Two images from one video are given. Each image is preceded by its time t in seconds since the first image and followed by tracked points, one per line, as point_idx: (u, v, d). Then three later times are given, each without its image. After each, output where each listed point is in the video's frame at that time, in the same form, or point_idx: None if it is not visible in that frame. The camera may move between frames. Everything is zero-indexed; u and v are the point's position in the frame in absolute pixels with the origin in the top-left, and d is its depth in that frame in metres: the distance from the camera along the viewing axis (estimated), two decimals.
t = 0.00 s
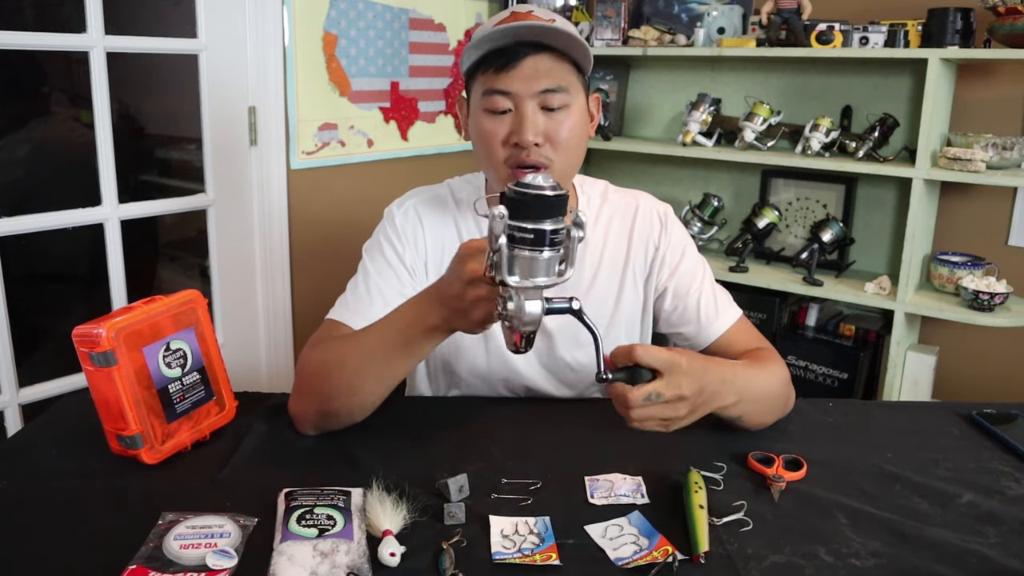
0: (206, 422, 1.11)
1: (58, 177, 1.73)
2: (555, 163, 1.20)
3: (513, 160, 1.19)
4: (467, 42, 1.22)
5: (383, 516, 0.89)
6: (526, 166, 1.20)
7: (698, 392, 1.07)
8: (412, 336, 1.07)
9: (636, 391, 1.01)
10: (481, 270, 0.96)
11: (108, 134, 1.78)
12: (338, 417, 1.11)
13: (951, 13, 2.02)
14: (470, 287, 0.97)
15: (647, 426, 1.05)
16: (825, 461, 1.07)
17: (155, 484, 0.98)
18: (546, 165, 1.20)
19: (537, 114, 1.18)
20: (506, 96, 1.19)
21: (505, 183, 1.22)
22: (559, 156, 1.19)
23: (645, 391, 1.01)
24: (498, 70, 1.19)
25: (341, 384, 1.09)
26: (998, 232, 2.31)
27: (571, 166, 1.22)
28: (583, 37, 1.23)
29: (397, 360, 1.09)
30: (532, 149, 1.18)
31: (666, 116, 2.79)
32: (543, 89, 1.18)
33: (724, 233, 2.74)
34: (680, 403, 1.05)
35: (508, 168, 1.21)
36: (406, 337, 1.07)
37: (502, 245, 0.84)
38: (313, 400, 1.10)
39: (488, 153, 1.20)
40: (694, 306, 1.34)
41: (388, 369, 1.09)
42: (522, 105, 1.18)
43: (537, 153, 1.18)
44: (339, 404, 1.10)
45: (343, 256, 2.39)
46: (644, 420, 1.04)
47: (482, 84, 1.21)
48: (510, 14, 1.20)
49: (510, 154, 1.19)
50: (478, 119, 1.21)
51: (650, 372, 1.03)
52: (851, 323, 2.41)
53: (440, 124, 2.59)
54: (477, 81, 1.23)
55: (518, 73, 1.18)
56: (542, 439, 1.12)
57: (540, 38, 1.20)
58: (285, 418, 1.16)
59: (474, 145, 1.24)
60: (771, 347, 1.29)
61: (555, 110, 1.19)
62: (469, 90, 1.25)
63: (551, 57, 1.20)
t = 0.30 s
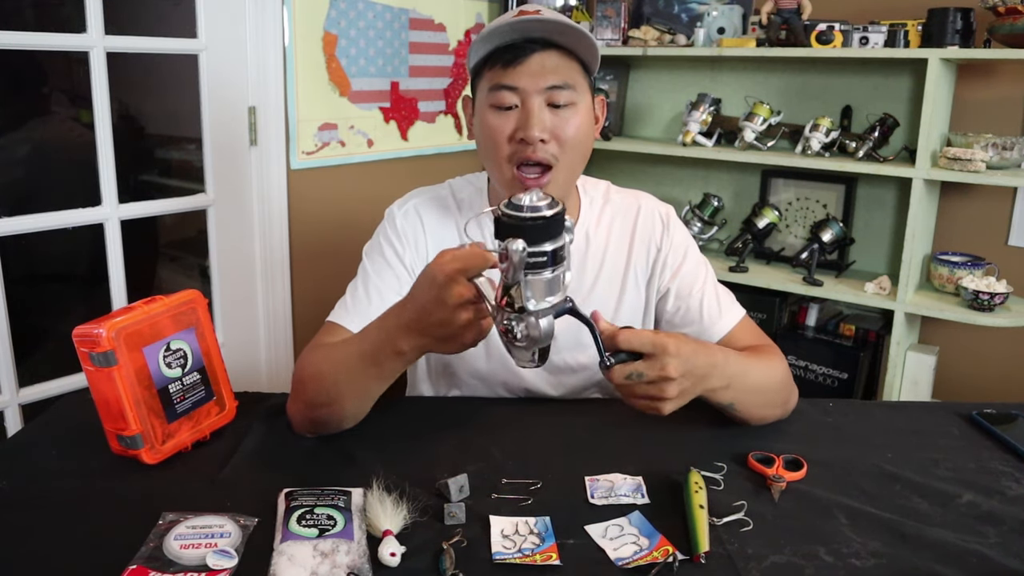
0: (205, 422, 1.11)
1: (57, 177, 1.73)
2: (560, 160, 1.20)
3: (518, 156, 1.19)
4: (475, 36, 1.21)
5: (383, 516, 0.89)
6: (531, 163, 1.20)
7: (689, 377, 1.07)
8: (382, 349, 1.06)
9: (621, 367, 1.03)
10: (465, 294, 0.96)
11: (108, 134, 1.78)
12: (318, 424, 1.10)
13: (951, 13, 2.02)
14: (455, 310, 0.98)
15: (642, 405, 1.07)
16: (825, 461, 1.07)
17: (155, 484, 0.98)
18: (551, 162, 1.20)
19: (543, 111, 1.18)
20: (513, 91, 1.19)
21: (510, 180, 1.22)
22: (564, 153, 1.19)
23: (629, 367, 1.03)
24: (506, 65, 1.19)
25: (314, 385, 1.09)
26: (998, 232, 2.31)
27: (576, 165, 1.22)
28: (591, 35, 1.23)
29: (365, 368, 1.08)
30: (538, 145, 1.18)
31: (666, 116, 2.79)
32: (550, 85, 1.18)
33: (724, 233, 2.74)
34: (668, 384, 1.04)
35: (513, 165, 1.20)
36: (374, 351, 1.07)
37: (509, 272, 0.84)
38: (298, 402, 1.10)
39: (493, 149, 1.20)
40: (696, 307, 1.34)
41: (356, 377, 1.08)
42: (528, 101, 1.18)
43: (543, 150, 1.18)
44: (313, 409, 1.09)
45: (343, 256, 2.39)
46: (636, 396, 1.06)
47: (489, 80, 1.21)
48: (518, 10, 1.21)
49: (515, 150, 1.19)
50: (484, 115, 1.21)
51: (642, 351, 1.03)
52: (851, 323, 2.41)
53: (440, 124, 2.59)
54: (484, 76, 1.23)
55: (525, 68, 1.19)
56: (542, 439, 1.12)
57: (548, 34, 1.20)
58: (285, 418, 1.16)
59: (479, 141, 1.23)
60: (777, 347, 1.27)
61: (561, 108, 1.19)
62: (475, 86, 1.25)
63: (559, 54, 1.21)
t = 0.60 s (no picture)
0: (205, 422, 1.11)
1: (57, 177, 1.73)
2: (560, 158, 1.19)
3: (518, 155, 1.18)
4: (476, 34, 1.22)
5: (383, 516, 0.89)
6: (531, 161, 1.19)
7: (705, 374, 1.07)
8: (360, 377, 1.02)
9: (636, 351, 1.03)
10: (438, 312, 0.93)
11: (108, 134, 1.78)
12: (316, 430, 1.08)
13: (951, 13, 2.02)
14: (433, 329, 0.93)
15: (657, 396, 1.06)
16: (825, 462, 1.07)
17: (155, 484, 0.98)
18: (551, 160, 1.18)
19: (543, 108, 1.18)
20: (513, 88, 1.19)
21: (510, 179, 1.21)
22: (563, 150, 1.18)
23: (644, 351, 1.03)
24: (506, 62, 1.19)
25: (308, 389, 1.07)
26: (999, 232, 2.31)
27: (576, 163, 1.21)
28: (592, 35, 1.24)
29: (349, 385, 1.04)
30: (537, 142, 1.17)
31: (666, 116, 2.79)
32: (550, 83, 1.19)
33: (724, 233, 2.74)
34: (685, 371, 1.04)
35: (512, 163, 1.19)
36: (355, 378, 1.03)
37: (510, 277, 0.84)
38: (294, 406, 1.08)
39: (494, 147, 1.20)
40: (701, 307, 1.34)
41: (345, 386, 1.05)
42: (529, 98, 1.18)
43: (542, 147, 1.17)
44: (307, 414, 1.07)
45: (343, 256, 2.39)
46: (649, 384, 1.05)
47: (490, 78, 1.21)
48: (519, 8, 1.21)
49: (515, 147, 1.18)
50: (485, 113, 1.21)
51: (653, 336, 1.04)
52: (851, 323, 2.41)
53: (440, 124, 2.59)
54: (485, 74, 1.23)
55: (526, 65, 1.19)
56: (542, 439, 1.12)
57: (548, 33, 1.21)
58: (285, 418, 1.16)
59: (479, 141, 1.23)
60: (784, 346, 1.28)
61: (561, 105, 1.19)
62: (477, 85, 1.26)
63: (559, 52, 1.21)
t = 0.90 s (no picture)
0: (205, 422, 1.11)
1: (57, 177, 1.73)
2: (561, 160, 1.19)
3: (518, 156, 1.18)
4: (478, 34, 1.22)
5: (383, 516, 0.89)
6: (532, 162, 1.19)
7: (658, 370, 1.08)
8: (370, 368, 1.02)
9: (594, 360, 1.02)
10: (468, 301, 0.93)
11: (108, 134, 1.78)
12: (317, 426, 1.08)
13: (951, 13, 2.02)
14: (461, 313, 0.93)
15: (608, 402, 1.05)
16: (825, 462, 1.07)
17: (155, 484, 0.98)
18: (552, 161, 1.19)
19: (544, 109, 1.18)
20: (514, 89, 1.19)
21: (511, 181, 1.21)
22: (564, 152, 1.18)
23: (603, 358, 1.02)
24: (507, 63, 1.19)
25: (313, 382, 1.09)
26: (999, 232, 2.31)
27: (577, 164, 1.21)
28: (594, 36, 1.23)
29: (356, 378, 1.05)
30: (538, 144, 1.17)
31: (666, 116, 2.79)
32: (551, 84, 1.19)
33: (724, 233, 2.74)
34: (638, 370, 1.05)
35: (513, 165, 1.20)
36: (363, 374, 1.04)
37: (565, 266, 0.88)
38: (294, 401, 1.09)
39: (494, 148, 1.20)
40: (697, 307, 1.34)
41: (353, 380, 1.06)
42: (529, 100, 1.18)
43: (543, 148, 1.17)
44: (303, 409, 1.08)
45: (343, 257, 2.39)
46: (606, 391, 1.04)
47: (490, 79, 1.21)
48: (520, 8, 1.21)
49: (515, 149, 1.18)
50: (485, 114, 1.21)
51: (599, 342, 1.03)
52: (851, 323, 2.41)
53: (440, 124, 2.59)
54: (485, 75, 1.23)
55: (527, 67, 1.19)
56: (542, 439, 1.12)
57: (549, 33, 1.20)
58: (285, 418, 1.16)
59: (480, 141, 1.23)
60: (779, 347, 1.28)
61: (562, 107, 1.19)
62: (477, 86, 1.26)
63: (560, 53, 1.21)
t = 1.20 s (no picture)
0: (206, 422, 1.11)
1: (57, 177, 1.73)
2: (559, 159, 1.18)
3: (517, 154, 1.18)
4: (476, 34, 1.23)
5: (383, 516, 0.89)
6: (530, 161, 1.19)
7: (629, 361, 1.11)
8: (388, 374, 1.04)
9: (570, 355, 1.05)
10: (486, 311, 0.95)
11: (108, 134, 1.78)
12: (321, 428, 1.08)
13: (951, 13, 2.03)
14: (479, 323, 0.95)
15: (581, 389, 1.09)
16: (825, 462, 1.07)
17: (155, 484, 0.98)
18: (550, 159, 1.18)
19: (542, 108, 1.18)
20: (512, 88, 1.19)
21: (508, 181, 1.20)
22: (562, 151, 1.18)
23: (580, 353, 1.05)
24: (505, 62, 1.20)
25: (321, 385, 1.09)
26: (999, 232, 2.31)
27: (575, 163, 1.21)
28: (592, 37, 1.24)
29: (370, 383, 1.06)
30: (536, 142, 1.17)
31: (666, 116, 2.79)
32: (548, 82, 1.19)
33: (724, 233, 2.74)
34: (611, 361, 1.08)
35: (511, 163, 1.19)
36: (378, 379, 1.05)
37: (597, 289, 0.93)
38: (297, 404, 1.10)
39: (493, 147, 1.20)
40: (693, 306, 1.35)
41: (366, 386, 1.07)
42: (528, 98, 1.19)
43: (541, 147, 1.17)
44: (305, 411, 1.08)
45: (342, 257, 2.39)
46: (579, 379, 1.08)
47: (488, 78, 1.22)
48: (518, 8, 1.22)
49: (513, 147, 1.18)
50: (483, 114, 1.21)
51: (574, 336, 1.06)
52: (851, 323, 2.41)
53: (440, 124, 2.59)
54: (484, 74, 1.23)
55: (524, 66, 1.19)
56: (542, 439, 1.12)
57: (547, 33, 1.20)
58: (285, 418, 1.16)
59: (478, 140, 1.23)
60: (773, 349, 1.28)
61: (560, 105, 1.19)
62: (475, 86, 1.26)
63: (559, 53, 1.21)
